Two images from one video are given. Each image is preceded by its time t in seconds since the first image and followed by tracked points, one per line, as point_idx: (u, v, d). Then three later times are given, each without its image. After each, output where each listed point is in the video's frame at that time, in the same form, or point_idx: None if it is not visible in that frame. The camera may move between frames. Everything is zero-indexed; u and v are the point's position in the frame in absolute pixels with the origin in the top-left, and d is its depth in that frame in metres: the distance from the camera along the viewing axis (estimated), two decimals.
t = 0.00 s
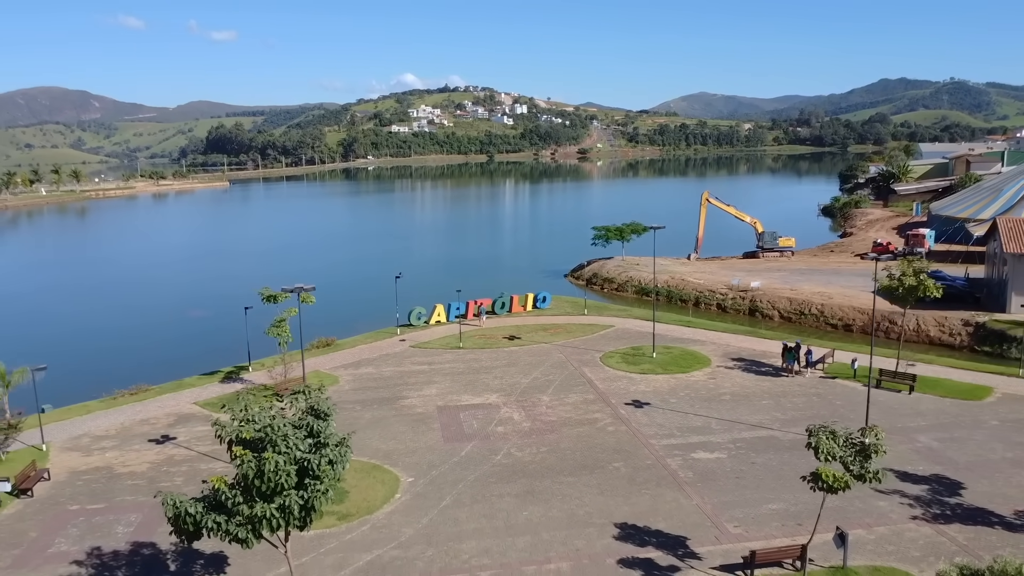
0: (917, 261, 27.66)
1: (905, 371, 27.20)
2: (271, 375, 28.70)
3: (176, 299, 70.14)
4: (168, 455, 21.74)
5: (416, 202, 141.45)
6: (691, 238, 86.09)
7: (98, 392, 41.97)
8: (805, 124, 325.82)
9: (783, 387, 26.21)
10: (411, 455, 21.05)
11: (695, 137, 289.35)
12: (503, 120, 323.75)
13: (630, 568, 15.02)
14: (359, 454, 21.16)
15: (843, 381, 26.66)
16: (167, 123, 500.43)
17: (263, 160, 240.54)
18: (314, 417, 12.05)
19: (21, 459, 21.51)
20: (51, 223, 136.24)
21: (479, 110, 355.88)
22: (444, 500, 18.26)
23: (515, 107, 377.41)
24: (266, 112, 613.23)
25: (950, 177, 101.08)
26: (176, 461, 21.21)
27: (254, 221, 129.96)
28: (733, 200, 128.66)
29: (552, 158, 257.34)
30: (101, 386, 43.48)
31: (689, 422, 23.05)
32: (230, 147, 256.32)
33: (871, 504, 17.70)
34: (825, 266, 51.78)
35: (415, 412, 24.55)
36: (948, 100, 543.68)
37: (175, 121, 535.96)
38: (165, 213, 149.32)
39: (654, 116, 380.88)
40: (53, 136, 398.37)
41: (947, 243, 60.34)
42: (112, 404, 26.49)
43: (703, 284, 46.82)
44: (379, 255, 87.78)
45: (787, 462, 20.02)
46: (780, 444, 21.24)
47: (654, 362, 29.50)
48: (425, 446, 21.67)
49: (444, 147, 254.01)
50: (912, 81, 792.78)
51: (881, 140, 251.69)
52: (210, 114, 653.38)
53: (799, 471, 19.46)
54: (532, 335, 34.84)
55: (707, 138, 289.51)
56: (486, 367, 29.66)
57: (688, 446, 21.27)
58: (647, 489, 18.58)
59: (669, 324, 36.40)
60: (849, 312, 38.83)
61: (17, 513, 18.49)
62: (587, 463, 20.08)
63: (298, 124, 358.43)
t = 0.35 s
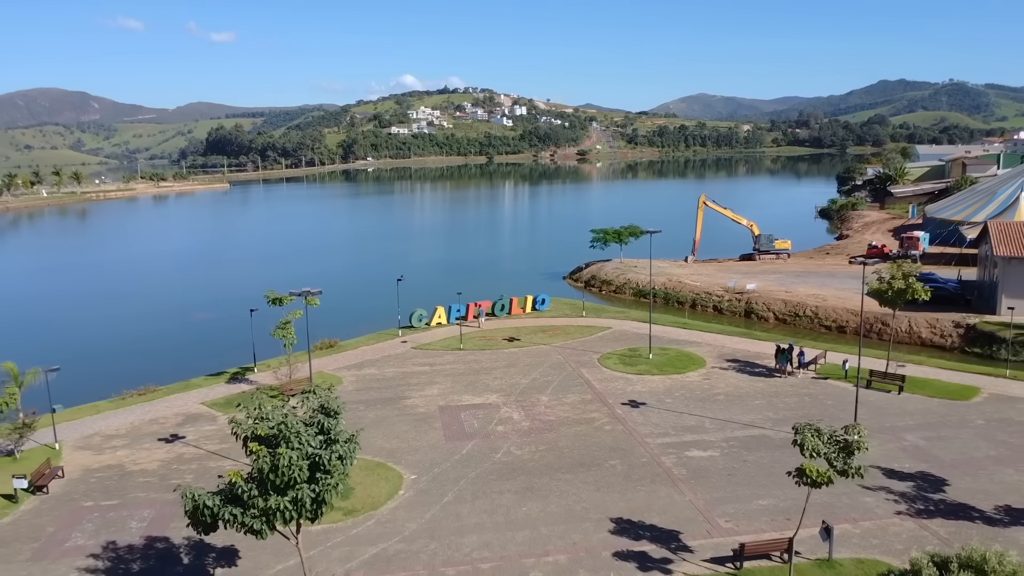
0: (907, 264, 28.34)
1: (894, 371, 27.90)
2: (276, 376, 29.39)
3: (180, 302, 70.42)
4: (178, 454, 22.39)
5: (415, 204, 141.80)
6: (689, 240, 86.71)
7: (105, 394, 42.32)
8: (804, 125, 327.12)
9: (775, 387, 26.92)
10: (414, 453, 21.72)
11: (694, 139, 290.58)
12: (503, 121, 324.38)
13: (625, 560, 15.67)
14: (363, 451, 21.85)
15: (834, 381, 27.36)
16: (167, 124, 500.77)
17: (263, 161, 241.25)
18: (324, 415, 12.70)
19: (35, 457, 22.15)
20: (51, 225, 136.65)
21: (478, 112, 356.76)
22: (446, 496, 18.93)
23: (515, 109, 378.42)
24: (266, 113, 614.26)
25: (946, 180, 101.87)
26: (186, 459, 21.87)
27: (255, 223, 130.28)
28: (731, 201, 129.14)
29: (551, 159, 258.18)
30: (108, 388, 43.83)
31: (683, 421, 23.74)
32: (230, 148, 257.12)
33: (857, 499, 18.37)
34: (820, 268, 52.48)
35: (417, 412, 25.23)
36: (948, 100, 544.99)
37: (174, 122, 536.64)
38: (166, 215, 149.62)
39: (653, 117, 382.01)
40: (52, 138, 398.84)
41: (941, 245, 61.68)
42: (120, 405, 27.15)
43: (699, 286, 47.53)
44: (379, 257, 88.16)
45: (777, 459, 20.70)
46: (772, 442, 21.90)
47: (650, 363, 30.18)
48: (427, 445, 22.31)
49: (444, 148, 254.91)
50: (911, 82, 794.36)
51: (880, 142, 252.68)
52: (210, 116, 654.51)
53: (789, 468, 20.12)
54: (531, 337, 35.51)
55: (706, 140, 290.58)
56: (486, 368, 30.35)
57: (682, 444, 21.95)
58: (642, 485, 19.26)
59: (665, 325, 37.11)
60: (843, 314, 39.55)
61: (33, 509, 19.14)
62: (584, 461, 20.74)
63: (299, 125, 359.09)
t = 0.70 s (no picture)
0: (896, 269, 29.12)
1: (884, 372, 28.67)
2: (282, 376, 30.14)
3: (181, 303, 71.18)
4: (188, 452, 23.12)
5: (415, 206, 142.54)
6: (686, 242, 87.38)
7: (110, 394, 42.96)
8: (803, 126, 328.33)
9: (768, 387, 27.66)
10: (416, 451, 22.44)
11: (693, 141, 291.54)
12: (502, 122, 325.25)
13: (619, 552, 16.40)
14: (367, 450, 22.58)
15: (826, 381, 28.12)
16: (166, 125, 501.27)
17: (262, 162, 241.89)
18: (334, 413, 13.38)
19: (49, 455, 22.88)
20: (52, 226, 137.19)
21: (478, 113, 357.57)
22: (448, 492, 19.65)
23: (514, 110, 379.32)
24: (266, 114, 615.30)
25: (942, 182, 102.63)
26: (196, 457, 22.61)
27: (255, 225, 130.91)
28: (729, 203, 129.85)
29: (550, 161, 258.97)
30: (113, 388, 44.54)
31: (677, 420, 24.48)
32: (230, 149, 257.83)
33: (844, 495, 19.10)
34: (815, 271, 53.20)
35: (419, 412, 25.95)
36: (946, 102, 546.64)
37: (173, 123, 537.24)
38: (166, 216, 150.51)
39: (652, 118, 382.98)
40: (51, 139, 399.46)
41: (936, 247, 62.71)
42: (130, 404, 27.86)
43: (696, 289, 48.26)
44: (379, 259, 88.81)
45: (767, 457, 21.44)
46: (763, 441, 22.65)
47: (647, 364, 30.91)
48: (429, 443, 23.04)
49: (443, 149, 255.95)
50: (909, 83, 795.89)
51: (879, 143, 253.53)
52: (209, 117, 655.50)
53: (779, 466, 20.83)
54: (530, 338, 36.23)
55: (705, 141, 291.55)
56: (486, 369, 31.08)
57: (676, 442, 22.69)
58: (637, 482, 19.99)
59: (661, 327, 37.87)
60: (836, 316, 40.34)
61: (50, 505, 19.90)
62: (581, 459, 21.48)
63: (298, 126, 359.89)
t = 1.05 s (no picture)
0: (886, 272, 29.85)
1: (874, 373, 29.36)
2: (286, 377, 30.81)
3: (182, 304, 71.82)
4: (196, 451, 23.77)
5: (414, 208, 143.07)
6: (684, 244, 88.03)
7: (113, 395, 43.49)
8: (802, 128, 329.47)
9: (761, 387, 28.36)
10: (418, 450, 23.10)
11: (692, 142, 292.38)
12: (502, 124, 326.07)
13: (614, 546, 17.05)
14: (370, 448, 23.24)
15: (817, 382, 28.83)
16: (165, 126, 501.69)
17: (262, 164, 242.54)
18: (341, 412, 14.05)
19: (61, 453, 23.52)
20: (53, 228, 137.74)
21: (478, 115, 358.55)
22: (449, 489, 20.31)
23: (514, 111, 380.03)
24: (265, 116, 616.17)
25: (939, 184, 103.35)
26: (204, 456, 23.27)
27: (254, 227, 131.28)
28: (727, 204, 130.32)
29: (550, 162, 259.86)
30: (116, 389, 45.13)
31: (672, 420, 25.16)
32: (230, 151, 258.59)
33: (832, 492, 19.76)
34: (810, 272, 53.88)
35: (420, 411, 26.63)
36: (946, 103, 548.11)
37: (173, 125, 537.13)
38: (166, 218, 151.19)
39: (651, 119, 384.05)
40: (51, 141, 400.01)
41: (930, 249, 63.50)
42: (138, 404, 28.52)
43: (692, 290, 48.95)
44: (379, 260, 89.38)
45: (759, 455, 22.11)
46: (754, 439, 23.32)
47: (643, 365, 31.58)
48: (431, 442, 23.71)
49: (443, 151, 256.77)
50: (909, 84, 797.30)
51: (878, 144, 254.36)
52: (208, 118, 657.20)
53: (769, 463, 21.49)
54: (529, 340, 36.92)
55: (704, 142, 292.41)
56: (486, 369, 31.75)
57: (671, 441, 23.35)
58: (632, 479, 20.65)
59: (658, 329, 38.57)
60: (830, 318, 41.06)
61: (64, 501, 20.56)
62: (578, 457, 22.15)
63: (298, 128, 360.74)
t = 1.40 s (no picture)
0: (875, 276, 30.60)
1: (864, 374, 30.10)
2: (291, 378, 31.55)
3: (184, 306, 72.35)
4: (204, 449, 24.51)
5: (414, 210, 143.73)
6: (682, 246, 88.72)
7: (117, 396, 44.09)
8: (801, 130, 330.44)
9: (754, 388, 29.12)
10: (420, 448, 23.84)
11: (691, 143, 293.32)
12: (501, 126, 327.01)
13: (608, 540, 17.79)
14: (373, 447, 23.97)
15: (808, 382, 29.60)
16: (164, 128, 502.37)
17: (262, 166, 243.31)
18: (348, 410, 14.77)
19: (74, 452, 24.24)
20: (55, 230, 138.39)
21: (477, 117, 359.61)
22: (450, 485, 21.07)
23: (513, 113, 380.89)
24: (265, 117, 616.97)
25: (935, 187, 104.18)
26: (212, 454, 24.00)
27: (255, 229, 131.94)
28: (725, 206, 130.97)
29: (549, 164, 260.76)
30: (119, 390, 45.65)
31: (667, 419, 25.91)
32: (230, 152, 259.47)
33: (819, 489, 20.49)
34: (805, 275, 54.65)
35: (422, 411, 27.39)
36: (944, 104, 549.66)
37: (173, 126, 538.13)
38: (166, 220, 151.92)
39: (650, 121, 385.24)
40: (50, 142, 400.54)
41: (924, 252, 64.37)
42: (147, 405, 29.26)
43: (689, 293, 49.69)
44: (378, 262, 89.90)
45: (750, 453, 22.86)
46: (746, 438, 24.07)
47: (639, 366, 32.34)
48: (432, 441, 24.46)
49: (443, 153, 257.59)
50: (908, 86, 799.00)
51: (876, 146, 255.40)
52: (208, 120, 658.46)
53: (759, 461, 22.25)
54: (528, 341, 37.68)
55: (704, 144, 293.36)
56: (485, 371, 32.50)
57: (666, 440, 24.10)
58: (627, 476, 21.41)
59: (654, 331, 39.32)
60: (823, 319, 41.83)
61: (78, 498, 21.28)
62: (575, 455, 22.89)
63: (298, 130, 361.92)
